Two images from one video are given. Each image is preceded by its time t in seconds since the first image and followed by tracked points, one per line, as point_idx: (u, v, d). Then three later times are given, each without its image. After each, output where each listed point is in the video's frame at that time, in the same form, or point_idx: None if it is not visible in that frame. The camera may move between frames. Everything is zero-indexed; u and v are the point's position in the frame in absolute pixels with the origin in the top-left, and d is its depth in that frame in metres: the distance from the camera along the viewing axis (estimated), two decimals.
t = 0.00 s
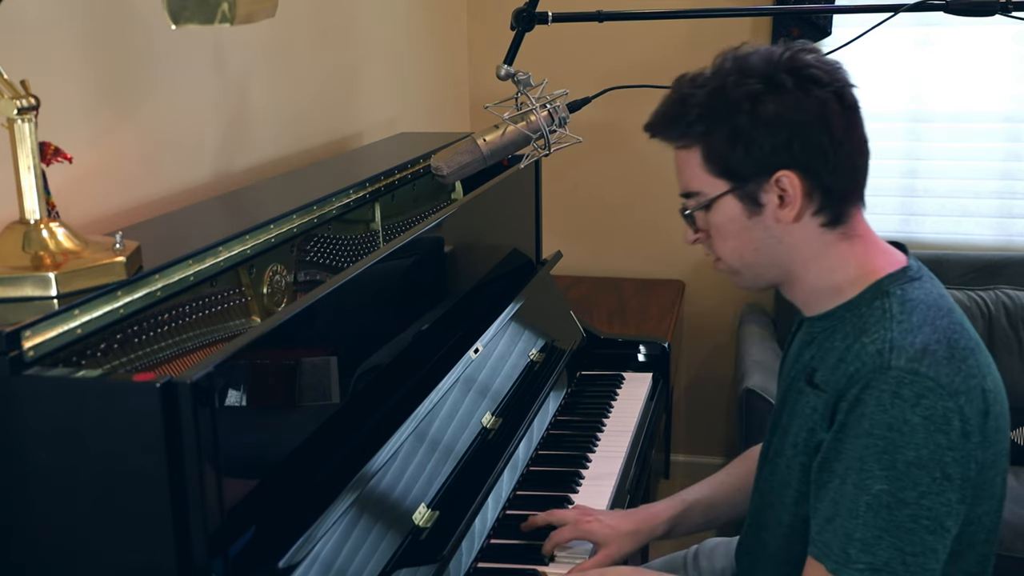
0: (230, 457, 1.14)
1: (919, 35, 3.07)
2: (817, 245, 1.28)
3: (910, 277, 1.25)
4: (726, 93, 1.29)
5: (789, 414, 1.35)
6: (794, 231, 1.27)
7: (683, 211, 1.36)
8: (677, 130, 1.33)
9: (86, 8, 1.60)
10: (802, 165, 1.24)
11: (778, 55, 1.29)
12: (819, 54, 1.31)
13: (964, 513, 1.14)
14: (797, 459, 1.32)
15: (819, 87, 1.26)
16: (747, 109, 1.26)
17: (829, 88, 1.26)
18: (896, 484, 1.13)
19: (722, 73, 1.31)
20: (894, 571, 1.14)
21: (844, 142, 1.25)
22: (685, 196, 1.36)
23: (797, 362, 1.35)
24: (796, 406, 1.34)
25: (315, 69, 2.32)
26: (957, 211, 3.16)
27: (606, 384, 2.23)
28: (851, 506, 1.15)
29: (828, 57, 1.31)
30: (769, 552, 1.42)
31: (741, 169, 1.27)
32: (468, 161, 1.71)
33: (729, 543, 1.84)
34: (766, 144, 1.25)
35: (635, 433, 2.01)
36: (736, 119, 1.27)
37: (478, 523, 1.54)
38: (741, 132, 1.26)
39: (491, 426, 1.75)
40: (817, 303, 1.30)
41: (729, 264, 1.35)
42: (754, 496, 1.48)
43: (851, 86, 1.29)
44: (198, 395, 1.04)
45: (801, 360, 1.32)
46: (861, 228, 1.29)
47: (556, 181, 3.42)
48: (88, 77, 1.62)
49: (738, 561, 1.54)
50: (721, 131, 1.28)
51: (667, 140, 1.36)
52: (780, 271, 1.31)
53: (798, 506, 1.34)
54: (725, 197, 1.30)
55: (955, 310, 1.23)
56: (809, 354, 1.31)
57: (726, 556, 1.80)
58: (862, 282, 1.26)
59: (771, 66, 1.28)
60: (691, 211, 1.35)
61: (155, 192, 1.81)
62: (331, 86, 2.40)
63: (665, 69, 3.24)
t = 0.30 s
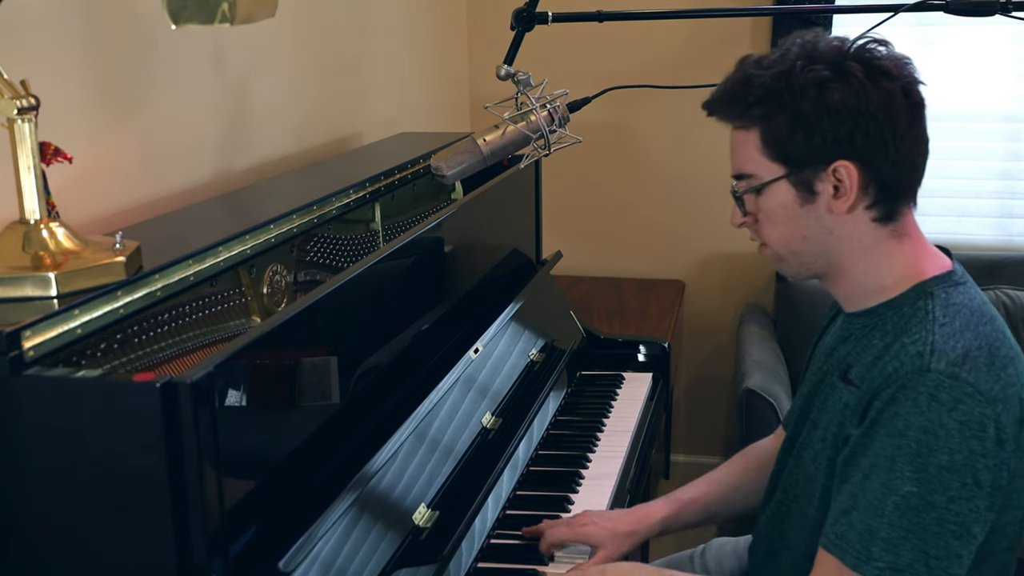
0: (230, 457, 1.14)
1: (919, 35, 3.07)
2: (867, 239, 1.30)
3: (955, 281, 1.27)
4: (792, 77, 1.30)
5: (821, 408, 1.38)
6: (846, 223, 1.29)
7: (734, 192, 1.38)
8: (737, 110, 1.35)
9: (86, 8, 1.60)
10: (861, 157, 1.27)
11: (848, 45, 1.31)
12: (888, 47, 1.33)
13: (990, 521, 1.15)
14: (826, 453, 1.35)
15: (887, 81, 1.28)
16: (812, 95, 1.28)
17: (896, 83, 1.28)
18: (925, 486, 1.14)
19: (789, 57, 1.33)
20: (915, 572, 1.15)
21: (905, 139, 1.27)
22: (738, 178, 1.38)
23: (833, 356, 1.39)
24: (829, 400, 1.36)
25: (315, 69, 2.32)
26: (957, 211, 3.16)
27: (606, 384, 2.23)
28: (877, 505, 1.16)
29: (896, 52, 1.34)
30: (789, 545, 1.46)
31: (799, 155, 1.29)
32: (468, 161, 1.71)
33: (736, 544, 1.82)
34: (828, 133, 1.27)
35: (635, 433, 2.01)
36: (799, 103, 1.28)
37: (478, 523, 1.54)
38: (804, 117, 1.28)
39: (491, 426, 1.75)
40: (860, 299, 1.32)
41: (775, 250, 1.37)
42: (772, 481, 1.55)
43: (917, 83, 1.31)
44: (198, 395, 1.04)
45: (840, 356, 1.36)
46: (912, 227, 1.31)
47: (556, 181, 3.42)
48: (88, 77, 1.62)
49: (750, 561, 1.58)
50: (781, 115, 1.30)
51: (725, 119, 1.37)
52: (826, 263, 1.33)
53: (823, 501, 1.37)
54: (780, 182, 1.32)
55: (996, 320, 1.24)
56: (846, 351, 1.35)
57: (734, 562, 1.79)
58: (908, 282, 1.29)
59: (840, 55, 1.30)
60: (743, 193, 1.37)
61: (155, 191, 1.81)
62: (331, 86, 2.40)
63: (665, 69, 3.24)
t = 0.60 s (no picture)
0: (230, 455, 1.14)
1: (919, 35, 3.07)
2: (870, 243, 1.31)
3: (963, 288, 1.27)
4: (794, 82, 1.32)
5: (827, 414, 1.39)
6: (849, 227, 1.31)
7: (738, 197, 1.41)
8: (741, 114, 1.37)
9: (86, 8, 1.60)
10: (863, 161, 1.29)
11: (852, 48, 1.33)
12: (894, 49, 1.34)
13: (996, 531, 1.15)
14: (830, 459, 1.36)
15: (890, 84, 1.29)
16: (814, 100, 1.30)
17: (900, 86, 1.29)
18: (930, 495, 1.14)
19: (792, 61, 1.35)
20: None
21: (908, 142, 1.28)
22: (743, 182, 1.40)
23: (839, 361, 1.40)
24: (834, 406, 1.37)
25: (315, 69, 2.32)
26: (957, 211, 3.16)
27: (606, 384, 2.23)
28: (880, 513, 1.16)
29: (902, 55, 1.35)
30: (794, 548, 1.46)
31: (802, 160, 1.31)
32: (468, 161, 1.71)
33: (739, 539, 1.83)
34: (830, 137, 1.29)
35: (635, 433, 2.01)
36: (801, 108, 1.31)
37: (478, 523, 1.54)
38: (806, 122, 1.30)
39: (491, 426, 1.75)
40: (864, 303, 1.34)
41: (780, 254, 1.38)
42: (778, 486, 1.56)
43: (923, 85, 1.32)
44: (198, 395, 1.04)
45: (845, 362, 1.37)
46: (917, 232, 1.32)
47: (555, 181, 3.42)
48: (88, 77, 1.62)
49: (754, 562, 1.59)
50: (784, 119, 1.32)
51: (729, 123, 1.40)
52: (830, 267, 1.35)
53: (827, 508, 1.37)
54: (783, 187, 1.34)
55: (1004, 327, 1.25)
56: (851, 356, 1.36)
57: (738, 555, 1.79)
58: (910, 289, 1.30)
59: (843, 58, 1.32)
60: (748, 198, 1.39)
61: (155, 192, 1.81)
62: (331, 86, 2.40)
63: (665, 69, 3.24)
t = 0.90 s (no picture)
0: (230, 456, 1.14)
1: (919, 35, 3.08)
2: (839, 249, 1.30)
3: (934, 286, 1.26)
4: (751, 95, 1.31)
5: (807, 422, 1.38)
6: (817, 235, 1.30)
7: (705, 213, 1.39)
8: (701, 130, 1.36)
9: (85, 8, 1.60)
10: (826, 169, 1.27)
11: (805, 57, 1.32)
12: (848, 55, 1.33)
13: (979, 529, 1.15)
14: (814, 466, 1.35)
15: (845, 90, 1.28)
16: (771, 111, 1.28)
17: (855, 91, 1.28)
18: (910, 499, 1.13)
19: (747, 74, 1.34)
20: None
21: (868, 146, 1.27)
22: (709, 197, 1.39)
23: (820, 366, 1.39)
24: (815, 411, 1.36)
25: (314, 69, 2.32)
26: (957, 211, 3.16)
27: (606, 384, 2.23)
28: (863, 520, 1.16)
29: (856, 60, 1.34)
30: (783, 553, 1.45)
31: (764, 172, 1.30)
32: (468, 161, 1.71)
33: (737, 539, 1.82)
34: (790, 147, 1.27)
35: (635, 433, 2.01)
36: (759, 120, 1.29)
37: (478, 523, 1.54)
38: (764, 134, 1.29)
39: (491, 426, 1.75)
40: (840, 309, 1.32)
41: (751, 266, 1.37)
42: (767, 496, 1.54)
43: (879, 89, 1.31)
44: (198, 395, 1.04)
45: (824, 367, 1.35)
46: (885, 234, 1.31)
47: (555, 181, 3.42)
48: (87, 78, 1.62)
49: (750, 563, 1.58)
50: (744, 133, 1.31)
51: (691, 140, 1.39)
52: (802, 275, 1.33)
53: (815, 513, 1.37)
54: (748, 200, 1.32)
55: (979, 323, 1.24)
56: (833, 361, 1.32)
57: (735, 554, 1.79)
58: (885, 289, 1.28)
59: (797, 68, 1.30)
60: (714, 213, 1.37)
61: (154, 192, 1.81)
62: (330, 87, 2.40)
63: (665, 69, 3.24)
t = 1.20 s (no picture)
0: (229, 457, 1.14)
1: (919, 35, 3.08)
2: (809, 252, 1.31)
3: (905, 283, 1.27)
4: (711, 106, 1.34)
5: (790, 423, 1.39)
6: (785, 240, 1.31)
7: (676, 226, 1.40)
8: (666, 145, 1.38)
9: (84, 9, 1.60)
10: (789, 173, 1.28)
11: (762, 64, 1.34)
12: (803, 60, 1.36)
13: (962, 520, 1.15)
14: (797, 468, 1.36)
15: (802, 94, 1.30)
16: (731, 121, 1.31)
17: (812, 94, 1.30)
18: (891, 494, 1.14)
19: (706, 85, 1.36)
20: None
21: (830, 147, 1.28)
22: (679, 210, 1.41)
23: (798, 369, 1.40)
24: (797, 413, 1.37)
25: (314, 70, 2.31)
26: (957, 211, 3.16)
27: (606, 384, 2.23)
28: (847, 518, 1.16)
29: (812, 63, 1.36)
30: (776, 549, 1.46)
31: (729, 181, 1.31)
32: (468, 161, 1.71)
33: (734, 543, 1.85)
34: (752, 154, 1.29)
35: (635, 433, 2.01)
36: (721, 130, 1.31)
37: (478, 524, 1.54)
38: (727, 144, 1.31)
39: (491, 426, 1.75)
40: (814, 310, 1.33)
41: (725, 275, 1.38)
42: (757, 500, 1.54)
43: (836, 91, 1.33)
44: (197, 395, 1.04)
45: (801, 370, 1.38)
46: (854, 233, 1.31)
47: (556, 181, 3.42)
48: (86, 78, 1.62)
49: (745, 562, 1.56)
50: (706, 145, 1.33)
51: (656, 154, 1.41)
52: (775, 281, 1.35)
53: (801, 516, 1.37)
54: (716, 210, 1.34)
55: (953, 316, 1.24)
56: (807, 364, 1.35)
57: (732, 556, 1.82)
58: (857, 288, 1.29)
59: (754, 76, 1.32)
60: (685, 225, 1.39)
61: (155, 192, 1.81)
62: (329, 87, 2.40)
63: (665, 69, 3.24)
